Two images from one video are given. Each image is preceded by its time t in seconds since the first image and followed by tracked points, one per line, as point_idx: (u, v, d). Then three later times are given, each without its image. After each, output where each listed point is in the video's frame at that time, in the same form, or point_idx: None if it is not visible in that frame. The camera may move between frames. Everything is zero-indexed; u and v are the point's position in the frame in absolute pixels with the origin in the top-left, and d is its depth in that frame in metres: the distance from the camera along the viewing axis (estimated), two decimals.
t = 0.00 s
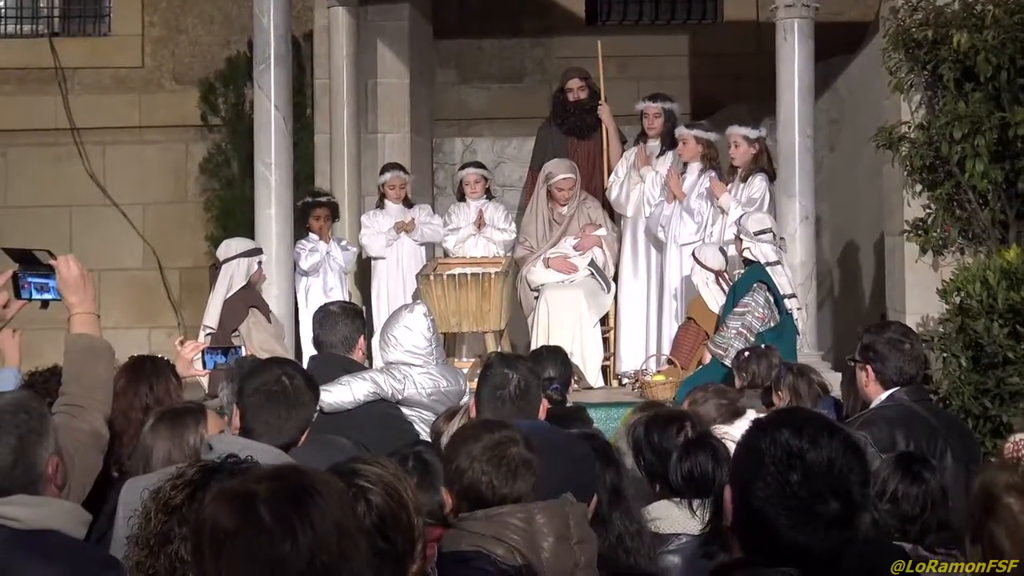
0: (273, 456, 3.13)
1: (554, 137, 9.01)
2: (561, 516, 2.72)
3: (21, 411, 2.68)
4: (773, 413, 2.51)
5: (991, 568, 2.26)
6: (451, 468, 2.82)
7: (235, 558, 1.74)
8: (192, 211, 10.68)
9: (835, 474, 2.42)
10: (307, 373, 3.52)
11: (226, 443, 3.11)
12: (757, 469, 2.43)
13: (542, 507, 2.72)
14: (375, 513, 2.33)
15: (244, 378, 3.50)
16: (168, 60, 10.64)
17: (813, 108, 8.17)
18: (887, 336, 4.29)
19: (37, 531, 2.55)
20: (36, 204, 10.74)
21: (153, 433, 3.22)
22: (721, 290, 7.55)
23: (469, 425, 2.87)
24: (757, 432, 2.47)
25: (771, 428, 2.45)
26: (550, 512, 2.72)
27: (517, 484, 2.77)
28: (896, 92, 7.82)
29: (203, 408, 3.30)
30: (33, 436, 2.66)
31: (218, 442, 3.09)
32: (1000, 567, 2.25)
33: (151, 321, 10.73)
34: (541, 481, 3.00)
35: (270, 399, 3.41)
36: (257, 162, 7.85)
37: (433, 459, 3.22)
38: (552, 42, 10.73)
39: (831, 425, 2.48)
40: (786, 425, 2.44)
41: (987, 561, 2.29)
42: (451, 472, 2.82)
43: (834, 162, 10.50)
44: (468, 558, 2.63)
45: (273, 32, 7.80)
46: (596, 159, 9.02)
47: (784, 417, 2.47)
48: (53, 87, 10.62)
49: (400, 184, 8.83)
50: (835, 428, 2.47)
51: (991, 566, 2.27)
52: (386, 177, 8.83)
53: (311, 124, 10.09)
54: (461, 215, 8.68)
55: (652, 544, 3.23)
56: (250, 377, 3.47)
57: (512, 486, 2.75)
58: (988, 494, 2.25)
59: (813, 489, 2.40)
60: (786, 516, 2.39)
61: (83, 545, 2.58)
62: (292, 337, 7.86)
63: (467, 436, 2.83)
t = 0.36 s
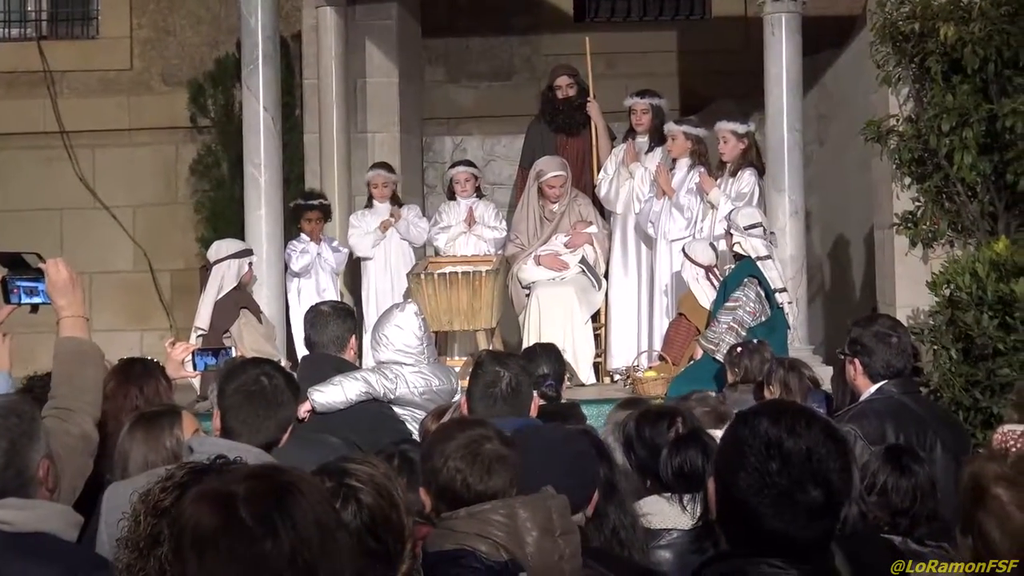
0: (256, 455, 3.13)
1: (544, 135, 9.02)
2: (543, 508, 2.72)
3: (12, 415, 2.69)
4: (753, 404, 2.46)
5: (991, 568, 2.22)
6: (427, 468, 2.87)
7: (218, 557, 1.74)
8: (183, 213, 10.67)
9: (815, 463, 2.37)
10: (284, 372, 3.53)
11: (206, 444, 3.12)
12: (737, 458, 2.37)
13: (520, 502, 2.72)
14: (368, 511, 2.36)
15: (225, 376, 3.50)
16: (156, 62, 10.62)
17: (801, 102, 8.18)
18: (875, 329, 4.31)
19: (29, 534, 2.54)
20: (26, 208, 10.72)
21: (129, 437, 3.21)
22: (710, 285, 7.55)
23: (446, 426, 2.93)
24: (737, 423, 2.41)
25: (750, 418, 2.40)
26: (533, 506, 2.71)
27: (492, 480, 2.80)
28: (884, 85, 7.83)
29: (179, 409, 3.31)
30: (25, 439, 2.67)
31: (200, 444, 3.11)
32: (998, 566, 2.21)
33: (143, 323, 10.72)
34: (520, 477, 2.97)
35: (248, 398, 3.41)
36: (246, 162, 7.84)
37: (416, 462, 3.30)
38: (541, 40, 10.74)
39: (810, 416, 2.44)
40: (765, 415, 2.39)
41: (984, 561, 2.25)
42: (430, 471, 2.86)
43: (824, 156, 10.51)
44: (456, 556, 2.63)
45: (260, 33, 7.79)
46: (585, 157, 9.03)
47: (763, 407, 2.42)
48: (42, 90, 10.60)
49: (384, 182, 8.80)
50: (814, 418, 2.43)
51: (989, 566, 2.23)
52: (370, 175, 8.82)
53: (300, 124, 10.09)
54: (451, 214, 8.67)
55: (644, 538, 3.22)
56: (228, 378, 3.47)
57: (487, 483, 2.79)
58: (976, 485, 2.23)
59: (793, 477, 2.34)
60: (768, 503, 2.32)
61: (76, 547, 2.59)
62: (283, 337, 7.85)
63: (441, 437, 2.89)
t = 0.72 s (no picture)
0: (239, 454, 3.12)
1: (531, 135, 9.02)
2: (526, 508, 2.72)
3: (1, 416, 2.72)
4: (745, 405, 2.46)
5: (990, 568, 2.20)
6: (409, 470, 2.86)
7: (201, 557, 1.74)
8: (171, 214, 10.65)
9: (808, 464, 2.37)
10: (267, 368, 3.54)
11: (191, 444, 3.09)
12: (730, 459, 2.37)
13: (503, 502, 2.72)
14: (346, 515, 2.40)
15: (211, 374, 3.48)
16: (144, 63, 10.59)
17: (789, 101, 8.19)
18: (862, 328, 4.31)
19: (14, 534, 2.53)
20: (13, 209, 10.69)
21: (120, 438, 3.21)
22: (699, 286, 7.60)
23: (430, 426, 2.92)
24: (729, 424, 2.41)
25: (743, 419, 2.40)
26: (515, 507, 2.71)
27: (473, 481, 2.80)
28: (870, 85, 7.85)
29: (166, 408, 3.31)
30: (15, 440, 2.69)
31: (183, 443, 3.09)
32: (1000, 567, 2.19)
33: (132, 324, 10.70)
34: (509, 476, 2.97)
35: (230, 397, 3.40)
36: (233, 163, 7.83)
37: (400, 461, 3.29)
38: (528, 39, 10.74)
39: (801, 417, 2.44)
40: (758, 416, 2.40)
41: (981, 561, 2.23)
42: (414, 472, 2.85)
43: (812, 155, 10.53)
44: (437, 558, 2.65)
45: (247, 33, 7.77)
46: (572, 156, 9.02)
47: (754, 408, 2.43)
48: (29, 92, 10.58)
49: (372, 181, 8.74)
50: (806, 419, 2.43)
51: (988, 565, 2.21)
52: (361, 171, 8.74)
53: (288, 125, 10.08)
54: (439, 214, 8.65)
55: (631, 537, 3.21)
56: (211, 377, 3.46)
57: (467, 485, 2.79)
58: (963, 483, 2.25)
59: (786, 478, 2.34)
60: (761, 504, 2.33)
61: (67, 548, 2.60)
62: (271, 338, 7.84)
63: (424, 438, 2.87)
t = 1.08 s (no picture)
0: (238, 456, 3.14)
1: (530, 138, 9.02)
2: (530, 514, 2.71)
3: (4, 418, 2.73)
4: (750, 410, 2.47)
5: (990, 569, 2.34)
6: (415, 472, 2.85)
7: (196, 561, 1.75)
8: (170, 216, 10.65)
9: (811, 469, 2.38)
10: (256, 367, 3.50)
11: (191, 447, 3.09)
12: (734, 464, 2.37)
13: (506, 507, 2.71)
14: (342, 513, 2.45)
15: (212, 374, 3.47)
16: (143, 66, 10.60)
17: (788, 105, 8.20)
18: (859, 332, 4.31)
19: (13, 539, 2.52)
20: (12, 211, 10.70)
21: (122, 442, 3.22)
22: (698, 288, 7.57)
23: (437, 428, 2.91)
24: (733, 429, 2.41)
25: (747, 425, 2.40)
26: (519, 512, 2.71)
27: (477, 484, 2.79)
28: (869, 88, 7.86)
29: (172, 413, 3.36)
30: (20, 443, 2.70)
31: (185, 448, 3.08)
32: (999, 568, 2.33)
33: (131, 326, 10.70)
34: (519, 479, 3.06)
35: (223, 401, 3.41)
36: (233, 167, 7.83)
37: (401, 464, 3.28)
38: (527, 42, 10.74)
39: (805, 422, 2.45)
40: (763, 421, 2.40)
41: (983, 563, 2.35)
42: (418, 474, 2.84)
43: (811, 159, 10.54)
44: (436, 561, 2.66)
45: (247, 36, 7.78)
46: (571, 159, 9.04)
47: (758, 414, 2.43)
48: (28, 94, 10.58)
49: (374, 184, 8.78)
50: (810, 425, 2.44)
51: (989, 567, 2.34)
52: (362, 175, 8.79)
53: (288, 127, 10.09)
54: (438, 217, 8.64)
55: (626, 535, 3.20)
56: (209, 380, 3.46)
57: (472, 488, 2.78)
58: (963, 489, 2.37)
59: (790, 484, 2.35)
60: (766, 510, 2.33)
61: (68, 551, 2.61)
62: (270, 341, 7.84)
63: (430, 441, 2.85)
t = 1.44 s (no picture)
0: (254, 465, 3.11)
1: (535, 148, 9.04)
2: (544, 521, 2.74)
3: (14, 425, 2.75)
4: (748, 423, 2.48)
5: (989, 569, 2.38)
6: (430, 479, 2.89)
7: (201, 570, 1.85)
8: (176, 223, 10.66)
9: (809, 480, 2.39)
10: (260, 370, 3.46)
11: (207, 453, 3.09)
12: (733, 473, 2.37)
13: (519, 514, 2.73)
14: (346, 525, 2.47)
15: (223, 378, 3.49)
16: (150, 72, 10.63)
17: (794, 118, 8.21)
18: (863, 347, 4.32)
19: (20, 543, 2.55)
20: (18, 217, 10.72)
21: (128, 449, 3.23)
22: (703, 300, 7.61)
23: (450, 438, 2.95)
24: (732, 441, 2.43)
25: (746, 436, 2.42)
26: (531, 519, 2.73)
27: (492, 492, 2.82)
28: (875, 101, 7.87)
29: (190, 423, 3.36)
30: (29, 446, 2.72)
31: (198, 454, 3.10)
32: (999, 567, 2.37)
33: (136, 333, 10.70)
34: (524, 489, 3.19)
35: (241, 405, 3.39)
36: (239, 174, 7.84)
37: (409, 470, 3.21)
38: (534, 53, 10.77)
39: (804, 435, 2.46)
40: (762, 433, 2.42)
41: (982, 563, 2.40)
42: (433, 483, 2.88)
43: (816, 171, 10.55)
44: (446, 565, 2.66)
45: (255, 44, 7.80)
46: (577, 170, 9.07)
47: (757, 426, 2.45)
48: (35, 100, 10.61)
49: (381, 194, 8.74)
50: (809, 439, 2.46)
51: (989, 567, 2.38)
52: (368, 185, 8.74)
53: (295, 136, 10.13)
54: (443, 226, 8.69)
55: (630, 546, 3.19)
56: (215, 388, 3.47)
57: (488, 494, 2.81)
58: (968, 504, 2.40)
59: (788, 493, 2.35)
60: (764, 518, 2.32)
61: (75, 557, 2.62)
62: (275, 348, 7.86)
63: (447, 449, 2.90)
